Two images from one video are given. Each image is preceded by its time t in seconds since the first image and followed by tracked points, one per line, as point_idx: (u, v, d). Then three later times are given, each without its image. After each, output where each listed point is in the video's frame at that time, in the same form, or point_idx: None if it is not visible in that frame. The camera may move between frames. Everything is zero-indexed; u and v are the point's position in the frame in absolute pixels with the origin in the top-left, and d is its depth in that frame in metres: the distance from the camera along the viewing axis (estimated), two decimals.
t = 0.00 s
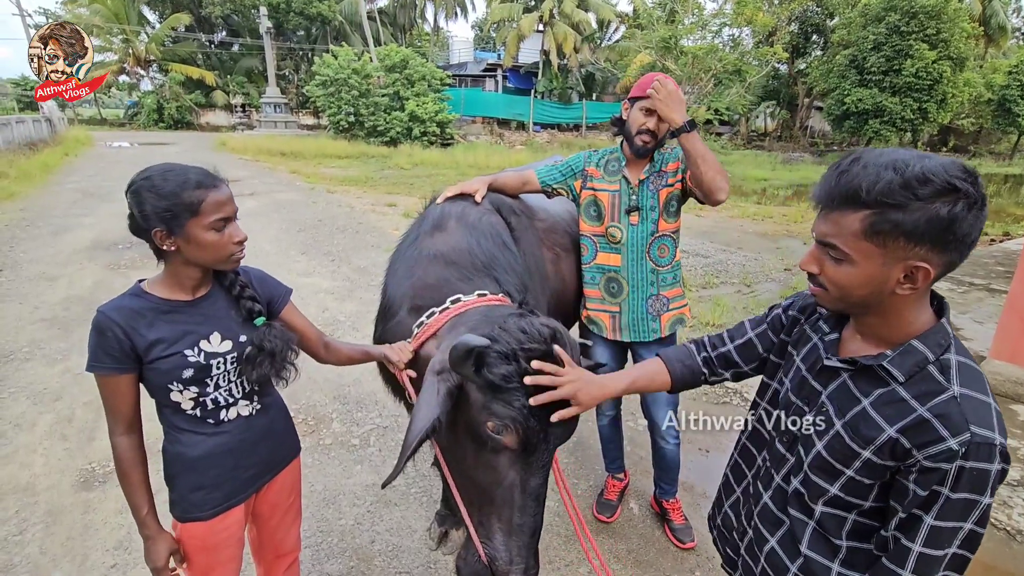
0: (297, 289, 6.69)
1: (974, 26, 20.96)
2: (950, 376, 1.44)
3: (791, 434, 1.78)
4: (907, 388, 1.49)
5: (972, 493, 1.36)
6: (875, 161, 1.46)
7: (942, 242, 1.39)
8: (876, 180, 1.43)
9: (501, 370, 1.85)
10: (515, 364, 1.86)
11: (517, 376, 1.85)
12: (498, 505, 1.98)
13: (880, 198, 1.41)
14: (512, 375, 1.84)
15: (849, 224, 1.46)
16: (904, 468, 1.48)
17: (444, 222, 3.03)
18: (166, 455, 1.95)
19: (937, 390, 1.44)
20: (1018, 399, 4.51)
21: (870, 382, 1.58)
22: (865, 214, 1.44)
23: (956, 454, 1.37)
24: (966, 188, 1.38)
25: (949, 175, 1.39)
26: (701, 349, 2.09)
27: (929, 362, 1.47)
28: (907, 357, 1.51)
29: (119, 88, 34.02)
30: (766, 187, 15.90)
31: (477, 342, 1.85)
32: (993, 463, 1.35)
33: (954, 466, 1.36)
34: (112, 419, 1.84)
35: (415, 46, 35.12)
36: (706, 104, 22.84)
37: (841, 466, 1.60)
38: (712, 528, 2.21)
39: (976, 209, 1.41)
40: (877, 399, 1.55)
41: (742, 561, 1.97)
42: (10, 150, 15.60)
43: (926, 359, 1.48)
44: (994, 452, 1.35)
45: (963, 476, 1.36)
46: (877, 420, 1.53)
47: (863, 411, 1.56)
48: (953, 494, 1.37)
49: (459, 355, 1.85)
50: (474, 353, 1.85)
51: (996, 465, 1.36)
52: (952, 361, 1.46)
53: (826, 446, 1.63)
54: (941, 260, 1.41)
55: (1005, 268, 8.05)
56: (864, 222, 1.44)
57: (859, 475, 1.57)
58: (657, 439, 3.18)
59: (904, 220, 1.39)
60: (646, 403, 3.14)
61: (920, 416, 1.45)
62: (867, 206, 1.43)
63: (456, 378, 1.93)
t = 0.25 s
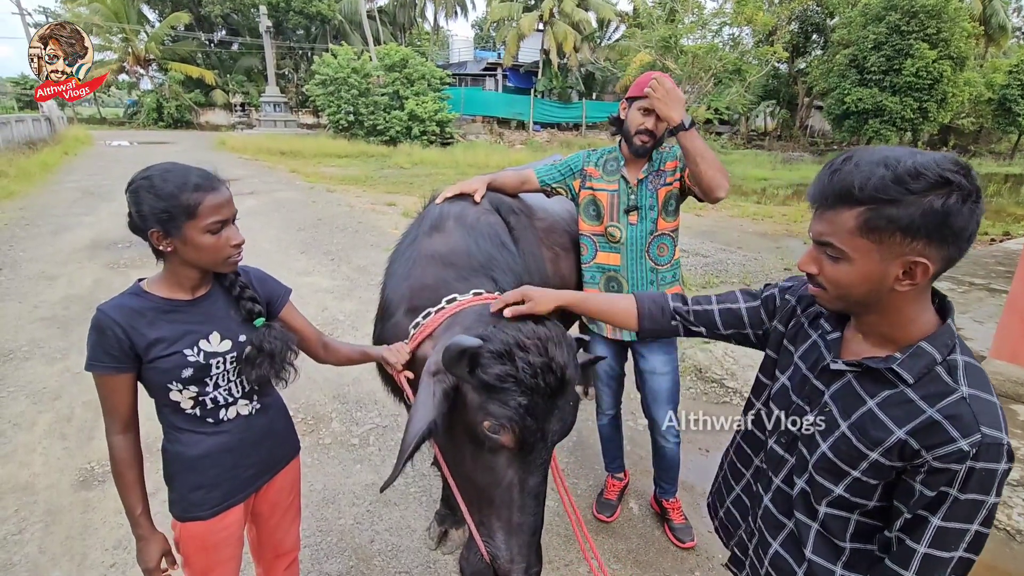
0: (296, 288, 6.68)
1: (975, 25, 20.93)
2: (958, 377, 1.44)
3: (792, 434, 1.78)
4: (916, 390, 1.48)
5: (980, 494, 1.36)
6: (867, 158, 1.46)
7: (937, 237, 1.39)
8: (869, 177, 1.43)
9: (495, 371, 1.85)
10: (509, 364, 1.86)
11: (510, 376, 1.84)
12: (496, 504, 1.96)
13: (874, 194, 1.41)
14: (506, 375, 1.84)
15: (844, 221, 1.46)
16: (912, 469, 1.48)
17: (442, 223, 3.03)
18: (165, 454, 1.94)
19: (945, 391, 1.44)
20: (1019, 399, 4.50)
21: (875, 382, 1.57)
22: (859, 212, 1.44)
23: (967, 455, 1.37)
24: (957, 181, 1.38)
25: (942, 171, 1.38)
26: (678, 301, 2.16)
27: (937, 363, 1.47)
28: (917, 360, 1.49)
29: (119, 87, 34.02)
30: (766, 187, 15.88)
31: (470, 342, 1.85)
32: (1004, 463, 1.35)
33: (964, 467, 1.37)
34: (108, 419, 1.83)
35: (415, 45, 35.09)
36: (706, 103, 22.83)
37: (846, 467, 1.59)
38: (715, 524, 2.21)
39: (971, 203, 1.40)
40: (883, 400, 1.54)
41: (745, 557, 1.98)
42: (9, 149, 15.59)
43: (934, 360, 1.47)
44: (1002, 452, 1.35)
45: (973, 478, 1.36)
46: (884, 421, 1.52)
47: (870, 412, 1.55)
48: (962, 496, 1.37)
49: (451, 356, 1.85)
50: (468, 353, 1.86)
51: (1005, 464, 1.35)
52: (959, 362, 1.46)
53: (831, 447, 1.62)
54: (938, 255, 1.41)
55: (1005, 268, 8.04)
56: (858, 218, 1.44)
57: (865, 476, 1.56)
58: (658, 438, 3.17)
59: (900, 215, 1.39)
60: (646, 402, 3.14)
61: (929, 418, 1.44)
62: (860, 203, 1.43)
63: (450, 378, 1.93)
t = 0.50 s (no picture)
0: (296, 287, 6.68)
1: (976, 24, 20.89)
2: (928, 383, 1.43)
3: (773, 425, 1.79)
4: (884, 390, 1.48)
5: (944, 501, 1.35)
6: (849, 160, 1.46)
7: (914, 241, 1.38)
8: (847, 180, 1.43)
9: (494, 369, 1.83)
10: (507, 362, 1.84)
11: (508, 374, 1.83)
12: (497, 499, 1.96)
13: (850, 197, 1.41)
14: (505, 373, 1.82)
15: (824, 223, 1.47)
16: (877, 471, 1.48)
17: (440, 221, 3.03)
18: (162, 454, 1.94)
19: (915, 395, 1.43)
20: (1017, 398, 4.50)
21: (850, 381, 1.57)
22: (838, 214, 1.44)
23: (924, 460, 1.36)
24: (935, 188, 1.36)
25: (921, 175, 1.37)
26: (718, 354, 2.18)
27: (909, 366, 1.46)
28: (887, 361, 1.49)
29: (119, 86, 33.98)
30: (766, 186, 15.87)
31: (468, 341, 1.86)
32: (965, 472, 1.34)
33: (923, 473, 1.36)
34: (106, 418, 1.83)
35: (415, 44, 35.04)
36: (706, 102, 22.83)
37: (816, 461, 1.59)
38: (691, 521, 2.21)
39: (953, 207, 1.38)
40: (853, 398, 1.54)
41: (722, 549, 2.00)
42: (9, 148, 15.58)
43: (905, 364, 1.47)
44: (965, 461, 1.33)
45: (933, 484, 1.35)
46: (852, 420, 1.53)
47: (841, 410, 1.56)
48: (924, 502, 1.36)
49: (450, 354, 1.86)
50: (467, 353, 1.86)
51: (969, 474, 1.34)
52: (933, 367, 1.44)
53: (804, 441, 1.62)
54: (916, 260, 1.40)
55: (1004, 267, 8.03)
56: (837, 220, 1.44)
57: (832, 472, 1.56)
58: (657, 437, 3.17)
59: (875, 219, 1.39)
60: (645, 399, 3.14)
61: (893, 420, 1.44)
62: (839, 206, 1.43)
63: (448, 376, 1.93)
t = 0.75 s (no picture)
0: (296, 287, 6.69)
1: (976, 23, 20.87)
2: (889, 372, 1.42)
3: (766, 417, 1.83)
4: (849, 378, 1.49)
5: (891, 490, 1.33)
6: (812, 158, 1.54)
7: (869, 226, 1.42)
8: (808, 172, 1.52)
9: (497, 371, 1.84)
10: (511, 364, 1.85)
11: (512, 375, 1.83)
12: (504, 497, 1.96)
13: (808, 187, 1.49)
14: (508, 374, 1.83)
15: (790, 215, 1.54)
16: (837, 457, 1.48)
17: (438, 221, 3.02)
18: (158, 454, 1.95)
19: (874, 383, 1.43)
20: (1017, 398, 4.49)
21: (825, 371, 1.59)
22: (801, 204, 1.51)
23: (872, 445, 1.36)
24: (885, 175, 1.41)
25: (873, 162, 1.44)
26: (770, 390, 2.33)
27: (875, 357, 1.46)
28: (853, 351, 1.50)
29: (119, 86, 33.97)
30: (766, 185, 15.87)
31: (469, 345, 1.85)
32: (913, 462, 1.30)
33: (869, 456, 1.36)
34: (103, 417, 1.84)
35: (415, 43, 35.03)
36: (706, 101, 22.81)
37: (790, 449, 1.61)
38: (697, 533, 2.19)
39: (906, 192, 1.41)
40: (823, 387, 1.55)
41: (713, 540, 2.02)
42: (9, 148, 15.58)
43: (872, 355, 1.47)
44: (914, 450, 1.31)
45: (879, 469, 1.34)
46: (817, 406, 1.54)
47: (811, 400, 1.57)
48: (872, 488, 1.35)
49: (453, 358, 1.85)
50: (469, 356, 1.86)
51: (917, 465, 1.30)
52: (899, 359, 1.43)
53: (782, 431, 1.66)
54: (875, 244, 1.43)
55: (1004, 266, 8.03)
56: (799, 211, 1.51)
57: (803, 461, 1.57)
58: (656, 435, 3.17)
59: (829, 206, 1.45)
60: (645, 397, 3.14)
61: (850, 407, 1.45)
62: (801, 195, 1.51)
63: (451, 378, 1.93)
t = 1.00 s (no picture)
0: (296, 287, 6.69)
1: (976, 24, 20.86)
2: (855, 354, 1.45)
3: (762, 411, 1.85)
4: (820, 361, 1.53)
5: (839, 464, 1.37)
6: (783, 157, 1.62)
7: (831, 212, 1.49)
8: (773, 170, 1.61)
9: (497, 372, 1.84)
10: (510, 365, 1.85)
11: (512, 375, 1.83)
12: (503, 497, 1.96)
13: (773, 182, 1.58)
14: (508, 376, 1.83)
15: (761, 210, 1.62)
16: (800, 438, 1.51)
17: (437, 221, 3.02)
18: (157, 453, 1.95)
19: (838, 363, 1.47)
20: (1017, 398, 4.50)
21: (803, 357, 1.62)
22: (770, 198, 1.59)
23: (827, 418, 1.40)
24: (839, 165, 1.51)
25: (828, 158, 1.54)
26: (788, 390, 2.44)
27: (843, 341, 1.49)
28: (824, 335, 1.54)
29: (119, 86, 33.99)
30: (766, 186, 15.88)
31: (469, 346, 1.86)
32: (863, 437, 1.34)
33: (822, 430, 1.40)
34: (102, 416, 1.83)
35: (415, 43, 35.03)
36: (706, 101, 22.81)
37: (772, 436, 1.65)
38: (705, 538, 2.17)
39: (862, 178, 1.49)
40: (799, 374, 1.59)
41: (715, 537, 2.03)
42: (9, 148, 15.58)
43: (840, 339, 1.50)
44: (865, 425, 1.34)
45: (831, 444, 1.38)
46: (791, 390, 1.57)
47: (787, 385, 1.61)
48: (823, 461, 1.40)
49: (453, 359, 1.86)
50: (469, 357, 1.86)
51: (867, 440, 1.34)
52: (865, 343, 1.45)
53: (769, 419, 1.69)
54: (840, 229, 1.49)
55: (1003, 266, 8.03)
56: (768, 205, 1.59)
57: (781, 446, 1.60)
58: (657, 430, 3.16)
59: (792, 198, 1.53)
60: (647, 392, 3.13)
61: (814, 386, 1.48)
62: (768, 190, 1.59)
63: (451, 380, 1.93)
